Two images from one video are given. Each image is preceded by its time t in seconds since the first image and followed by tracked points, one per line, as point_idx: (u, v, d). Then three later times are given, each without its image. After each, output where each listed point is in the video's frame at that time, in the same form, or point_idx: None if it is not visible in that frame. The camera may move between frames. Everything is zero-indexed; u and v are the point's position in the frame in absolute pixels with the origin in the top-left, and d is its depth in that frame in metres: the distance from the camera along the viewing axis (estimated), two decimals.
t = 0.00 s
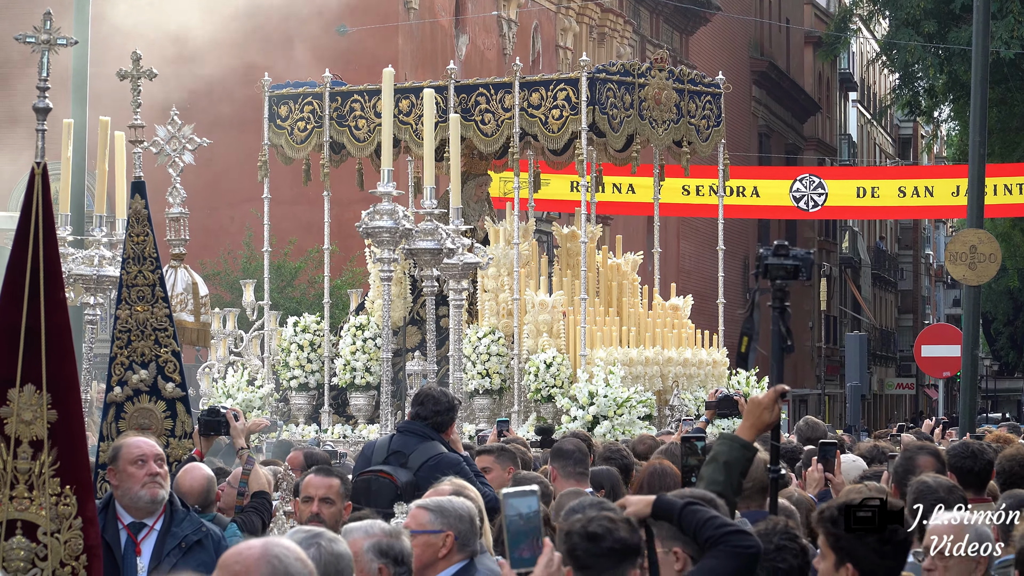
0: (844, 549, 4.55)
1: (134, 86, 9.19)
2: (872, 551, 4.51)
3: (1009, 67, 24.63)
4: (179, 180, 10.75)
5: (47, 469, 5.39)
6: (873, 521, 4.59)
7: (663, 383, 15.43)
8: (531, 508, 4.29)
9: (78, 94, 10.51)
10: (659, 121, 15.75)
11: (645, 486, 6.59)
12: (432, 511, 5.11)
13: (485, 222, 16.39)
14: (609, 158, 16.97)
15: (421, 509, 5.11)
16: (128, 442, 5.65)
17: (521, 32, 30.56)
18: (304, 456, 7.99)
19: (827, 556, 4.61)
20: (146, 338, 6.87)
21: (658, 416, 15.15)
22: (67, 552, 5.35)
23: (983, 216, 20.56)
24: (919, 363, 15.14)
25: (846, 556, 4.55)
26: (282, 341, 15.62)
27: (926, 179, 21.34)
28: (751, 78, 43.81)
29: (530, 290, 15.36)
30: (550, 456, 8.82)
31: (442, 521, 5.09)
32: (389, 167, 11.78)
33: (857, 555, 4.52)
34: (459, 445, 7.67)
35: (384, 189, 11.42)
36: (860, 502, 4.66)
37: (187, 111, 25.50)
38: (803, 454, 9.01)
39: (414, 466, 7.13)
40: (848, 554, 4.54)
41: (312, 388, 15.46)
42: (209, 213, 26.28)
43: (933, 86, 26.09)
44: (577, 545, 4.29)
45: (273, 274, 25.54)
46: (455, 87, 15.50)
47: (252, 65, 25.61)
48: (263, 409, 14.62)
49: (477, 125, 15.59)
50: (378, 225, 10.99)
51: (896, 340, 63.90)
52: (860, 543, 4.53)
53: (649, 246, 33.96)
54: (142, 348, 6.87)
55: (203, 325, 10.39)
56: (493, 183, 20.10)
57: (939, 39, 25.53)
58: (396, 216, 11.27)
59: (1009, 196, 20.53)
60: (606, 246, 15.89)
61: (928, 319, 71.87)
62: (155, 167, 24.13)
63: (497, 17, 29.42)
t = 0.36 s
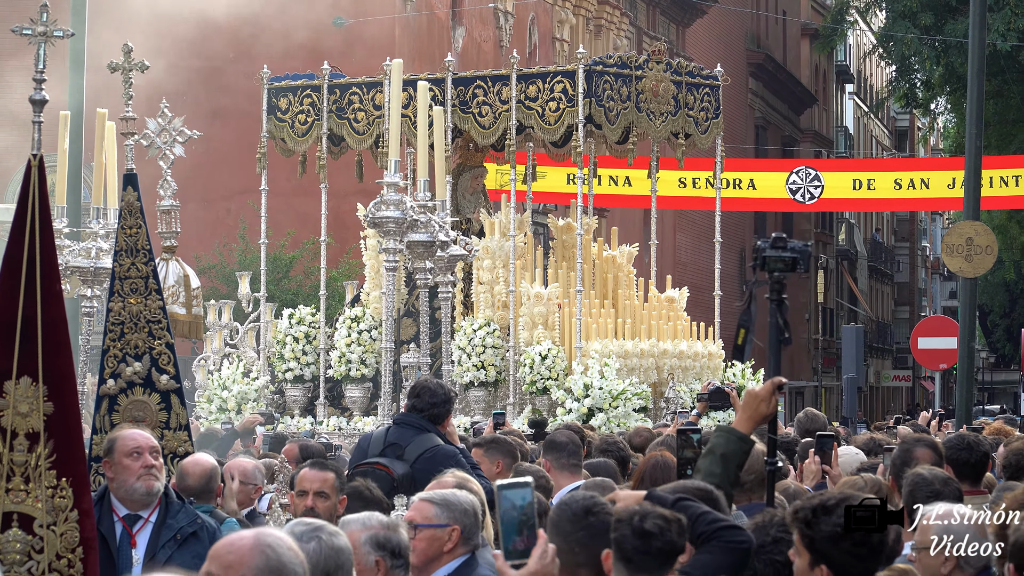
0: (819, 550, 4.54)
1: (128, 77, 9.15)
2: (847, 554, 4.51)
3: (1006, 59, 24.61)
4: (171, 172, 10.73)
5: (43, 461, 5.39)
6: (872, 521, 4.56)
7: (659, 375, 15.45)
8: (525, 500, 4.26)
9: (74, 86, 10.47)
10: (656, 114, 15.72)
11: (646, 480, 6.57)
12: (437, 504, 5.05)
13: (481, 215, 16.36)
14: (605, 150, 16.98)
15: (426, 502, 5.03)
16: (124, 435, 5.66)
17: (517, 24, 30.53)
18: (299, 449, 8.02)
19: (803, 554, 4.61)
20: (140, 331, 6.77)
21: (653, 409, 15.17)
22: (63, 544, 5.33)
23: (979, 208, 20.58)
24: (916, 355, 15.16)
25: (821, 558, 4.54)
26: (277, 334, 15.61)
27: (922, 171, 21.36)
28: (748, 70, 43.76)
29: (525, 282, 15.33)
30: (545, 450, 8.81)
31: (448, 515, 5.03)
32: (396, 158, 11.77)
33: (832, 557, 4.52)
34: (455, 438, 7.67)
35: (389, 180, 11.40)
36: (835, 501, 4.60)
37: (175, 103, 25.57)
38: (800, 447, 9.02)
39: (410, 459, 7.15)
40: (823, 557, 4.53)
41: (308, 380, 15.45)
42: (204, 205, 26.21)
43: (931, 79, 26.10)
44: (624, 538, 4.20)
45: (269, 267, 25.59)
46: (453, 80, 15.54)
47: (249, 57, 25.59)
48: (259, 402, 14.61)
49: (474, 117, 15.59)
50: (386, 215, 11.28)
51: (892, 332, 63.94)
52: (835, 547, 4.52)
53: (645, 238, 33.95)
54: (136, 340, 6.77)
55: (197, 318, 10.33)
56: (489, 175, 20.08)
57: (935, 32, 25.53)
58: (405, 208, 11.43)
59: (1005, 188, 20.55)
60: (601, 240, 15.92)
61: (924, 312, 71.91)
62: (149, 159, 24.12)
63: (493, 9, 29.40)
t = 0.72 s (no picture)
0: (808, 546, 4.51)
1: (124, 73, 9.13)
2: (830, 549, 4.45)
3: (1004, 54, 24.63)
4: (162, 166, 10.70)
5: (40, 456, 5.38)
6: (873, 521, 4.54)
7: (655, 371, 15.42)
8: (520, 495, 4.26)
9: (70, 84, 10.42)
10: (652, 109, 15.68)
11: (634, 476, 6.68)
12: (444, 505, 5.00)
13: (478, 211, 16.34)
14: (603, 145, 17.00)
15: (433, 503, 4.99)
16: (120, 431, 5.65)
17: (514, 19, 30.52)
18: (298, 445, 8.02)
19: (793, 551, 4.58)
20: (139, 326, 6.76)
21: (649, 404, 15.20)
22: (60, 540, 5.33)
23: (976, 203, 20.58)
24: (913, 352, 15.17)
25: (810, 553, 4.50)
26: (275, 329, 15.63)
27: (919, 166, 21.37)
28: (745, 66, 43.75)
29: (522, 278, 15.31)
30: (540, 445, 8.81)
31: (456, 516, 4.98)
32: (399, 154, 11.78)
33: (818, 551, 4.48)
34: (453, 434, 7.67)
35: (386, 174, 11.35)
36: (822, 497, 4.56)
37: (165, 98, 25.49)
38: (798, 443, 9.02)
39: (408, 454, 7.13)
40: (810, 551, 4.50)
41: (305, 376, 15.45)
42: (201, 201, 26.08)
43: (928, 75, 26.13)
44: (643, 536, 4.22)
45: (266, 263, 25.60)
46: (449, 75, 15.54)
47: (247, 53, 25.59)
48: (256, 398, 14.64)
49: (473, 113, 15.59)
50: (390, 212, 11.56)
51: (889, 328, 63.97)
52: (820, 541, 4.47)
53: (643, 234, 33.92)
54: (135, 336, 6.75)
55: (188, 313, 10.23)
56: (487, 170, 20.07)
57: (933, 27, 25.54)
58: (410, 206, 11.70)
59: (1002, 183, 20.56)
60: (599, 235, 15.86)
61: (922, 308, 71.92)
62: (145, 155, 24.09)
63: (491, 5, 29.39)
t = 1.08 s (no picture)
0: (840, 536, 4.58)
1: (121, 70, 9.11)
2: (867, 541, 4.53)
3: (1001, 52, 24.67)
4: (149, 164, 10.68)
5: (38, 455, 5.38)
6: (873, 521, 4.58)
7: (654, 369, 15.40)
8: (519, 494, 4.26)
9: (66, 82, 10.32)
10: (648, 107, 15.69)
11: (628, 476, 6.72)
12: (430, 503, 5.09)
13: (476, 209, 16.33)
14: (600, 143, 17.00)
15: (420, 502, 5.07)
16: (117, 428, 5.65)
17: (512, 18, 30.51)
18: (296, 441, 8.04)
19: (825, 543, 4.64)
20: (136, 324, 6.75)
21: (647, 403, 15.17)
22: (57, 538, 5.34)
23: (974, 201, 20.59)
24: (911, 349, 15.16)
25: (843, 543, 4.57)
26: (275, 327, 15.64)
27: (917, 164, 21.38)
28: (743, 64, 43.75)
29: (520, 277, 15.31)
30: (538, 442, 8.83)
31: (442, 513, 5.08)
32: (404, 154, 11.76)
33: (852, 541, 4.55)
34: (451, 432, 7.67)
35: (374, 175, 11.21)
36: (861, 488, 4.66)
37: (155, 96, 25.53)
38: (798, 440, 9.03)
39: (405, 453, 7.13)
40: (843, 540, 4.56)
41: (304, 374, 15.44)
42: (200, 199, 26.03)
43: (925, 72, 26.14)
44: (640, 532, 4.24)
45: (264, 261, 25.52)
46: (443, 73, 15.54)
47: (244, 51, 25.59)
48: (256, 395, 14.66)
49: (466, 110, 15.60)
50: (395, 212, 11.51)
51: (888, 327, 63.97)
52: (858, 534, 4.55)
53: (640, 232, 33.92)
54: (132, 334, 6.75)
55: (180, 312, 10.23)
56: (485, 168, 20.06)
57: (930, 25, 25.54)
58: (415, 205, 11.67)
59: (1000, 181, 20.56)
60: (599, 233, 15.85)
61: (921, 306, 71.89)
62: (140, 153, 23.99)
63: (488, 3, 29.37)
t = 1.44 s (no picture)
0: (846, 540, 4.56)
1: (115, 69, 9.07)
2: (874, 544, 4.52)
3: (1000, 53, 24.68)
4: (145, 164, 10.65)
5: (36, 455, 5.37)
6: (874, 521, 4.59)
7: (652, 370, 15.41)
8: (517, 494, 4.35)
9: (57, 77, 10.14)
10: (648, 107, 15.71)
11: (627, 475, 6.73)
12: (408, 503, 5.18)
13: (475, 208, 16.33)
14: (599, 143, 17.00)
15: (398, 502, 5.14)
16: (116, 428, 5.65)
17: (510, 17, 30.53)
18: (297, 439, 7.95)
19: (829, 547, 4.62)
20: (130, 325, 6.73)
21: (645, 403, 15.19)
22: (56, 538, 5.33)
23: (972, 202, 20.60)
24: (909, 350, 15.17)
25: (848, 547, 4.55)
26: (272, 328, 15.63)
27: (915, 164, 21.40)
28: (741, 64, 43.75)
29: (518, 277, 15.29)
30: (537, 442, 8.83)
31: (421, 513, 5.18)
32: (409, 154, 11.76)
33: (859, 545, 4.53)
34: (449, 432, 7.66)
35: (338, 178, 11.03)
36: (864, 491, 4.64)
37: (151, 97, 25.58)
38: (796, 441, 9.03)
39: (403, 453, 7.13)
40: (849, 545, 4.56)
41: (303, 374, 15.42)
42: (198, 198, 25.97)
43: (924, 73, 26.16)
44: (644, 531, 4.17)
45: (263, 261, 25.48)
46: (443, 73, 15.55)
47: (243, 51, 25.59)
48: (254, 396, 14.66)
49: (464, 110, 15.64)
50: (398, 212, 11.52)
51: (885, 327, 64.03)
52: (863, 537, 4.54)
53: (639, 232, 33.93)
54: (126, 335, 6.73)
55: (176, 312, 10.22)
56: (483, 168, 20.06)
57: (929, 26, 25.55)
58: (417, 206, 11.66)
59: (998, 182, 20.56)
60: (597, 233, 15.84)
61: (917, 306, 71.98)
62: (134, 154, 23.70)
63: (486, 3, 29.39)
